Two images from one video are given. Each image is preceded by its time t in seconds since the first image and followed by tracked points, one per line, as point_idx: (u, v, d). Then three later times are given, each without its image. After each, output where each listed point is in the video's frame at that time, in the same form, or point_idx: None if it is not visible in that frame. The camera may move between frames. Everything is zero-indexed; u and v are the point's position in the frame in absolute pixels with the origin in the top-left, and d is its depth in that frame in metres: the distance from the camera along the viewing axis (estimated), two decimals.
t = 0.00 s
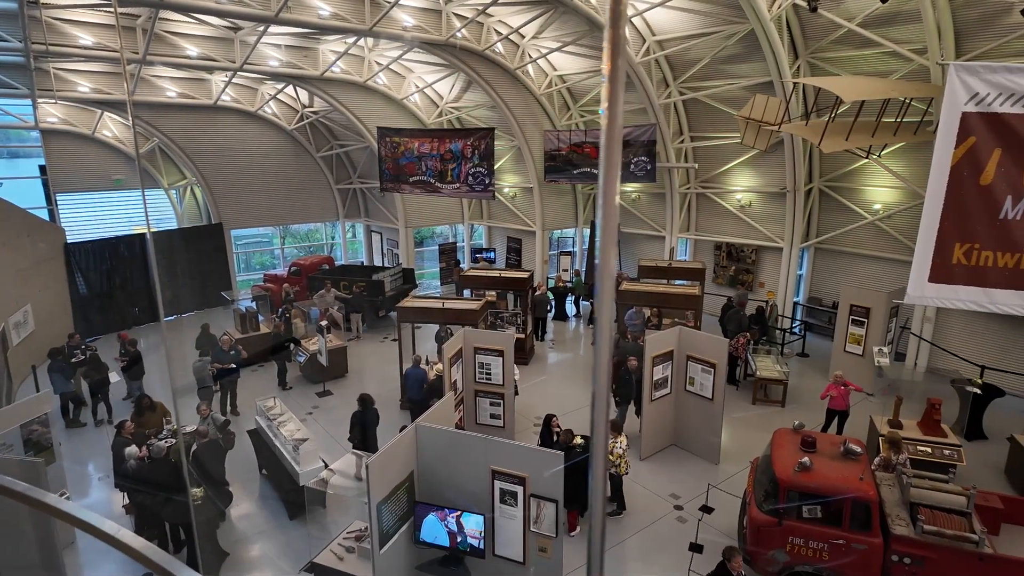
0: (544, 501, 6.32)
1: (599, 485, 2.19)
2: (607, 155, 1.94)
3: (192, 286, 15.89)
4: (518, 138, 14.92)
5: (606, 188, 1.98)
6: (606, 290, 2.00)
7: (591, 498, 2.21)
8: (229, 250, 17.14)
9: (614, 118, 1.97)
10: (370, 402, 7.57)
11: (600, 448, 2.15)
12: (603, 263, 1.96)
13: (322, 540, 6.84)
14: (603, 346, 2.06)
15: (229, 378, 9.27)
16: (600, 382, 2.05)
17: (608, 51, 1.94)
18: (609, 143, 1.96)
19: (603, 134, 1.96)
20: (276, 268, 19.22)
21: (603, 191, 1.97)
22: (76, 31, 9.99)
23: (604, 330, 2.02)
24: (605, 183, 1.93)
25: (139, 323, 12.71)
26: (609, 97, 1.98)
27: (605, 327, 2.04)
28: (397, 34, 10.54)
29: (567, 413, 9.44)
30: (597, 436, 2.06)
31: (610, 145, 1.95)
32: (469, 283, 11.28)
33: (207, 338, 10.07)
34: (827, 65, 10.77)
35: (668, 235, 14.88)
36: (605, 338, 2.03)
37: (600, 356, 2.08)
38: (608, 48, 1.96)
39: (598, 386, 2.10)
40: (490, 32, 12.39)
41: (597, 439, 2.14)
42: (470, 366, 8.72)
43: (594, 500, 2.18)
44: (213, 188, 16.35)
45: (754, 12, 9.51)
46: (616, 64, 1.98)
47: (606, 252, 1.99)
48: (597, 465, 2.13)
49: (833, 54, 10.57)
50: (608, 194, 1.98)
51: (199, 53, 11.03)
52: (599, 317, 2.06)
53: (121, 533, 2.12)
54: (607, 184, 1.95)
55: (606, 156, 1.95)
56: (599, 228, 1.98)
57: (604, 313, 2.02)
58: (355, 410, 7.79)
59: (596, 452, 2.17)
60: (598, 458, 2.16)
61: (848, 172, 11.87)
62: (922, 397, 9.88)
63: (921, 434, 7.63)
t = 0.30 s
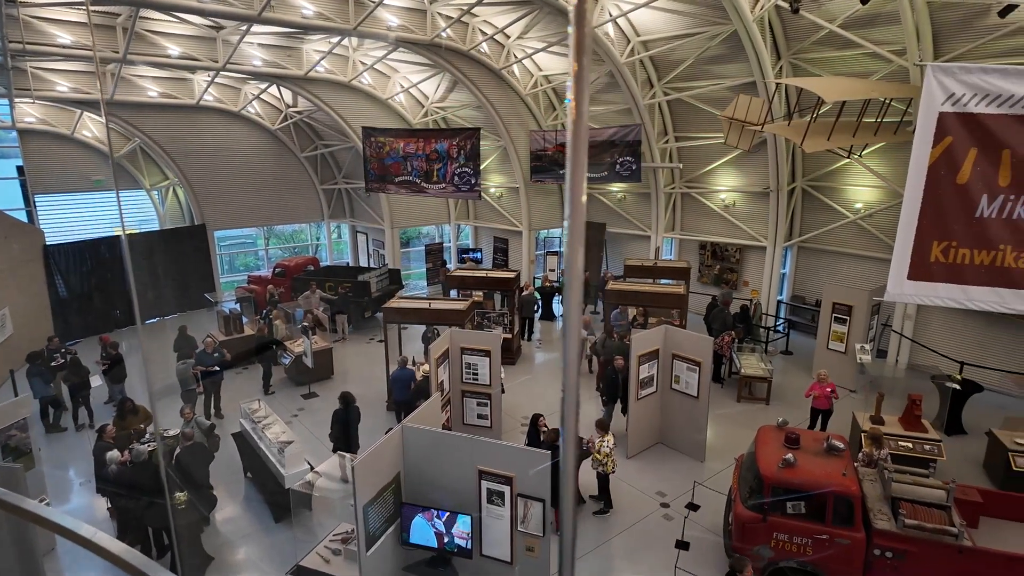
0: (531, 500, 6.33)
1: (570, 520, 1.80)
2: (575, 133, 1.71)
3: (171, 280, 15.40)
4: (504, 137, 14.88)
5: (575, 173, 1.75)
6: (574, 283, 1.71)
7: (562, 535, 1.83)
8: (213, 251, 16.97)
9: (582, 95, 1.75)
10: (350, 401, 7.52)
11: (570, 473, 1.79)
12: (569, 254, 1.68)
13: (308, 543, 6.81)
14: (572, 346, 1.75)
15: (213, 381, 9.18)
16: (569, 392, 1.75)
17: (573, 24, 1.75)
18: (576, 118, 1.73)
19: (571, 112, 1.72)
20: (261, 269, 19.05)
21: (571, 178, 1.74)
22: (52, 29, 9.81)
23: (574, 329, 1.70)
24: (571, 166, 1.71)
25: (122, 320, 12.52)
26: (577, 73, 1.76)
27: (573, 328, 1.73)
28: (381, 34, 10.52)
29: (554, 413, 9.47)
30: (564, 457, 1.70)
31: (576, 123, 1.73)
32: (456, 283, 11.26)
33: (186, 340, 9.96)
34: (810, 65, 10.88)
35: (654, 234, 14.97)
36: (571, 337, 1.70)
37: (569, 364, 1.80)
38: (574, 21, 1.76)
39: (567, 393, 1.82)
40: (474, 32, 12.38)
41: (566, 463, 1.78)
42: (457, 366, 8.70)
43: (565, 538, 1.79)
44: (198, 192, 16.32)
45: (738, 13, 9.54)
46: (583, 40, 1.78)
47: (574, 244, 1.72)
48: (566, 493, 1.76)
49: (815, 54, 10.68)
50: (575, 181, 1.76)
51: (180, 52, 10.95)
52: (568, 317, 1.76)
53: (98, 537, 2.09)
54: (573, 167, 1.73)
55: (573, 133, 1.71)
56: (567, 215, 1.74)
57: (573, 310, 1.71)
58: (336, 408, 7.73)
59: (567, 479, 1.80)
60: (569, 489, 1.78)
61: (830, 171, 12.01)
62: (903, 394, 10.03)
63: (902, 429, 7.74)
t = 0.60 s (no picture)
0: (516, 500, 6.33)
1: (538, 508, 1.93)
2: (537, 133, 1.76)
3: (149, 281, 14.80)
4: (488, 137, 14.81)
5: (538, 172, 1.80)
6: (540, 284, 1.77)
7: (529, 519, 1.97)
8: (193, 253, 16.76)
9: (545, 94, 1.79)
10: (331, 401, 7.47)
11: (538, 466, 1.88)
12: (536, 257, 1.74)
13: (291, 546, 6.75)
14: (539, 348, 1.78)
15: (193, 384, 9.07)
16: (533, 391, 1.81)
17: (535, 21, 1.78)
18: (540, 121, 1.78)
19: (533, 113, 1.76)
20: (242, 271, 18.83)
21: (535, 175, 1.77)
22: (25, 26, 9.64)
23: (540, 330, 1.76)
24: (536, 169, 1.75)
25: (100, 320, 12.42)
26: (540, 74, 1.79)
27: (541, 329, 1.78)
28: (363, 33, 10.50)
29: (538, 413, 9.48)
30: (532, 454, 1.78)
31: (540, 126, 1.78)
32: (440, 283, 11.25)
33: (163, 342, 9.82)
34: (789, 66, 11.04)
35: (636, 234, 15.08)
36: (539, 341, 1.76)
37: (536, 364, 1.83)
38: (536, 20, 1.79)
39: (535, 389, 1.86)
40: (457, 32, 12.39)
41: (534, 457, 1.88)
42: (442, 367, 8.68)
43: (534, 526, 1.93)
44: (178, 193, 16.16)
45: (718, 14, 9.65)
46: (546, 39, 1.82)
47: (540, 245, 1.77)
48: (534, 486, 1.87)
49: (794, 56, 10.85)
50: (539, 153, 1.80)
51: (158, 51, 10.85)
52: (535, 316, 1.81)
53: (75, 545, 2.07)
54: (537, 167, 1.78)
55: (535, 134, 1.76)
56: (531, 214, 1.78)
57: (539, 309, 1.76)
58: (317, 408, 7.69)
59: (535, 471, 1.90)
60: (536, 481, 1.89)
61: (808, 171, 12.20)
62: (881, 390, 10.20)
63: (881, 424, 7.86)
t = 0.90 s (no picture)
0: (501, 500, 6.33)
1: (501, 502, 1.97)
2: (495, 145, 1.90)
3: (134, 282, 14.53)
4: (472, 137, 14.87)
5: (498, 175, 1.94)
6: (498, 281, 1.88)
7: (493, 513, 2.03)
8: (173, 255, 16.54)
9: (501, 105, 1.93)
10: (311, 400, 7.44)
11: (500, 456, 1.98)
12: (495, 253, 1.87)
13: (275, 550, 6.68)
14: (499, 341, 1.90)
15: (174, 388, 8.96)
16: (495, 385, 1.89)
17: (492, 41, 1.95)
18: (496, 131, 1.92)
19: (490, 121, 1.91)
20: (224, 272, 18.62)
21: (494, 177, 1.94)
22: None
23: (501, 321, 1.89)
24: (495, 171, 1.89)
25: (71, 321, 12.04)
26: (498, 88, 1.94)
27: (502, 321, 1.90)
28: (346, 33, 10.43)
29: (524, 412, 9.50)
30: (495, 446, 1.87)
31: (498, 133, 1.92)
32: (425, 283, 11.22)
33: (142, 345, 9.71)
34: (769, 67, 11.17)
35: (620, 234, 15.16)
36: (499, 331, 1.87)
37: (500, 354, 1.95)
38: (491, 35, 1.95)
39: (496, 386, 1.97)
40: (440, 32, 12.37)
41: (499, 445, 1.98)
42: (427, 367, 8.66)
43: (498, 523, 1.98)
44: (157, 193, 15.93)
45: (700, 15, 9.71)
46: (502, 58, 2.01)
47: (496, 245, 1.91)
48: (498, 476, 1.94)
49: (774, 57, 10.98)
50: (499, 160, 1.97)
51: (137, 50, 10.73)
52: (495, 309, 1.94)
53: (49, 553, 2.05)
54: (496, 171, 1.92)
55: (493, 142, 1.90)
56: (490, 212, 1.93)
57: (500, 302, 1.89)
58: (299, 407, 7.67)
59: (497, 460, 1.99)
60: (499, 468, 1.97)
61: (789, 171, 12.35)
62: (861, 386, 10.35)
63: (860, 420, 7.97)
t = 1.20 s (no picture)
0: (485, 500, 6.32)
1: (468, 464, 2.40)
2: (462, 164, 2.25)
3: (111, 284, 14.31)
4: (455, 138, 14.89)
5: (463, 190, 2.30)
6: (465, 282, 2.25)
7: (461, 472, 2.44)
8: (152, 256, 16.28)
9: (464, 127, 2.26)
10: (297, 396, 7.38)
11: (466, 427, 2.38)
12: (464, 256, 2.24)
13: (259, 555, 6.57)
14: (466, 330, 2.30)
15: (155, 391, 8.84)
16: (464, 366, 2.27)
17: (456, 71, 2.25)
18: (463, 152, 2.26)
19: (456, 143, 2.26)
20: (204, 274, 18.37)
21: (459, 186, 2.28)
22: None
23: (468, 312, 2.30)
24: (462, 187, 2.24)
25: (46, 325, 11.71)
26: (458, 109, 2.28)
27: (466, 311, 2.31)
28: (326, 31, 10.34)
29: (509, 412, 9.51)
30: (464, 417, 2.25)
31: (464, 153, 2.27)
32: (409, 284, 11.18)
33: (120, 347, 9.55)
34: (749, 68, 11.30)
35: (604, 233, 15.22)
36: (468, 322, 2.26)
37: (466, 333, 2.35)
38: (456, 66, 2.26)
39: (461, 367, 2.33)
40: (423, 32, 12.34)
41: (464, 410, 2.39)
42: (411, 368, 8.62)
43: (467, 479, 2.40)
44: (136, 194, 15.66)
45: (681, 17, 9.79)
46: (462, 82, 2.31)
47: (464, 250, 2.27)
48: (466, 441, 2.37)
49: (754, 58, 11.10)
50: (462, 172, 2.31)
51: (112, 48, 10.60)
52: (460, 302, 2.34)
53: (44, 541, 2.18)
54: (463, 187, 2.28)
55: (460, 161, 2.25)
56: (459, 221, 2.28)
57: (465, 298, 2.30)
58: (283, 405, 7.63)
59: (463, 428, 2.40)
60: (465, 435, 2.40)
61: (769, 171, 12.48)
62: (840, 382, 10.52)
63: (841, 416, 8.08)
